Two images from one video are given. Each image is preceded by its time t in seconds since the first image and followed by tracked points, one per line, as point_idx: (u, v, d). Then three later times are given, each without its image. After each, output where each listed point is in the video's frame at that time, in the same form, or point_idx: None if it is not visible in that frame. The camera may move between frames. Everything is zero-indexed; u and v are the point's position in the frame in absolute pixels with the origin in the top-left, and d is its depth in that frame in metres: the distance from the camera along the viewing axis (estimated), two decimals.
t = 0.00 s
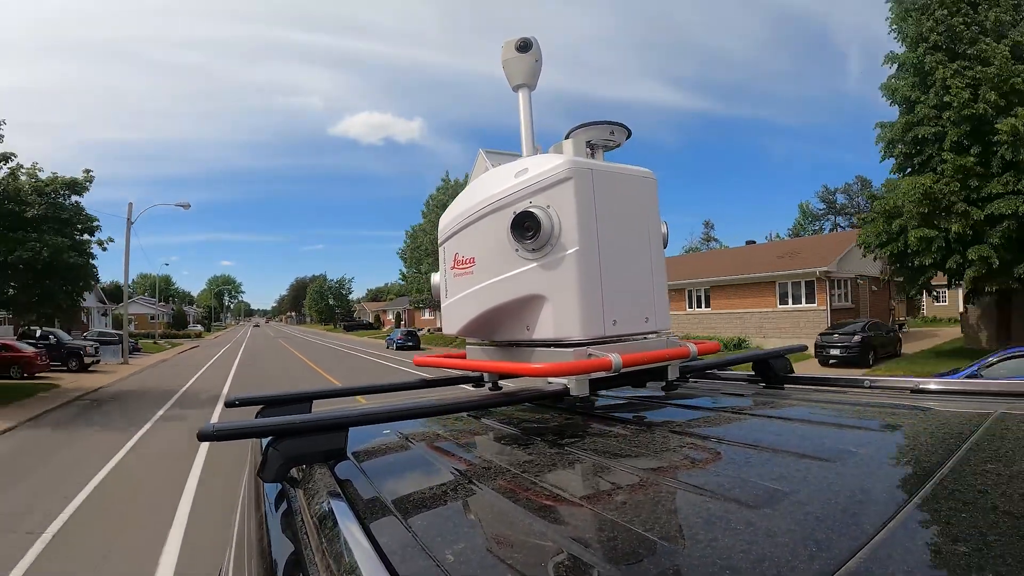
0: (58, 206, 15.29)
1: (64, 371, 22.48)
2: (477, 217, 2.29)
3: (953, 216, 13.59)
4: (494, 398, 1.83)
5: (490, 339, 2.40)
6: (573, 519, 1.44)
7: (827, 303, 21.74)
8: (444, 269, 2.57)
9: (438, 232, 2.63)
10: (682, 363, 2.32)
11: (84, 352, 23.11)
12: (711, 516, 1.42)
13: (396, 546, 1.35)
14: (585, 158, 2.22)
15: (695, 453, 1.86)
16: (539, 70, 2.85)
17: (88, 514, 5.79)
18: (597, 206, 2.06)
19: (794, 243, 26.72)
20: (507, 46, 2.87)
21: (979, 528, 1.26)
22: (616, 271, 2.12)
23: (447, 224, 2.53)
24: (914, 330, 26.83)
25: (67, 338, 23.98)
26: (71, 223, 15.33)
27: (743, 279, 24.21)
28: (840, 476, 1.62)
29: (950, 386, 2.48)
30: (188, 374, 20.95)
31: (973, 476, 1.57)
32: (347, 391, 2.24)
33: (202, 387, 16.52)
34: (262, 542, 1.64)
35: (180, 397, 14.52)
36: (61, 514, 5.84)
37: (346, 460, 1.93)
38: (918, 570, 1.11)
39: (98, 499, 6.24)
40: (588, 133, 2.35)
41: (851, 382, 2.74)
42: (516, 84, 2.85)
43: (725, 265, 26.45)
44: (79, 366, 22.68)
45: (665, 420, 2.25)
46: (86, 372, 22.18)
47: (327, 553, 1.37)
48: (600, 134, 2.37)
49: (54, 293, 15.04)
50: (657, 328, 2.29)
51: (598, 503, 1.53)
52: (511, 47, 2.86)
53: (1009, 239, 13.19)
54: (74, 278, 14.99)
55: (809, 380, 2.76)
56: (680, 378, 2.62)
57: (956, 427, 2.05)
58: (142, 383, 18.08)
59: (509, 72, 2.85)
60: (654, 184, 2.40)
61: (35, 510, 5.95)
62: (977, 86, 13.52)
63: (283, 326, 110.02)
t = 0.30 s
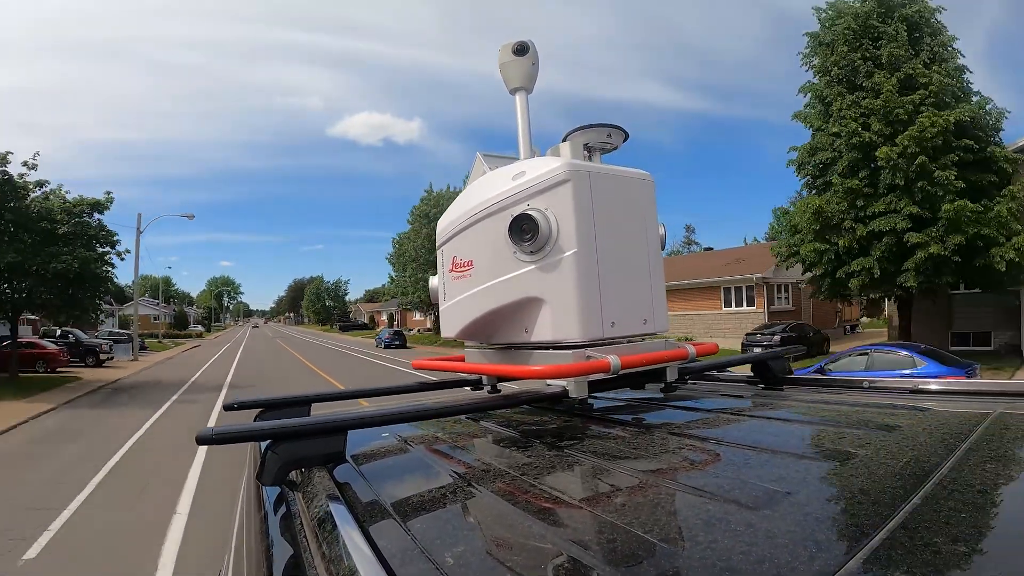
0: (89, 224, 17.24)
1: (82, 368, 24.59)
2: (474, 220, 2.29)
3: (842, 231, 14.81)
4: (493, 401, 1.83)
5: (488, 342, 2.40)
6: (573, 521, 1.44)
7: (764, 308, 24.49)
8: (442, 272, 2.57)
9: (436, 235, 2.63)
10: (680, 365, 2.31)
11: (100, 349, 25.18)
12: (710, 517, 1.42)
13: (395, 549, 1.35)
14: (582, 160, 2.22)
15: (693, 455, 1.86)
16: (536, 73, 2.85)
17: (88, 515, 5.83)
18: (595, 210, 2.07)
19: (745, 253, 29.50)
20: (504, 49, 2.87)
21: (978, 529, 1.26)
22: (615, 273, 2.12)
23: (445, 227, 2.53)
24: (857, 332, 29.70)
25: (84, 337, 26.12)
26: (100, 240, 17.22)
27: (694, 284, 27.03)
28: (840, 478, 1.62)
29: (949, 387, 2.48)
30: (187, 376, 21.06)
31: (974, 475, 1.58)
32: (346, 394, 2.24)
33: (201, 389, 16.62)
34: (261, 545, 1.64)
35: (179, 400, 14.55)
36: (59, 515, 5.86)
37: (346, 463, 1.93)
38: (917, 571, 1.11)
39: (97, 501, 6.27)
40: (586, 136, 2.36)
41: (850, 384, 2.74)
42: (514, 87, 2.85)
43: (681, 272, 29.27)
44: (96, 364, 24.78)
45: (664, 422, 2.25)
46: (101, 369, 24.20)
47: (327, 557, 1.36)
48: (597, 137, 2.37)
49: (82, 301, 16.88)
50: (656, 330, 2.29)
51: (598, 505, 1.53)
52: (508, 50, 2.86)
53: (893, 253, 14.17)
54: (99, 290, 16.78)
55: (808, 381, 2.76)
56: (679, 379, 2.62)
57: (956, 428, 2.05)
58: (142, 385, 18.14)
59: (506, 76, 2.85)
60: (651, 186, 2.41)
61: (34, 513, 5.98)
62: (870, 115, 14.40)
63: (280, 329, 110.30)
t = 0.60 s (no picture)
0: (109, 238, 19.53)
1: (97, 364, 25.83)
2: (474, 215, 2.29)
3: (751, 246, 17.91)
4: (491, 396, 1.83)
5: (486, 337, 2.41)
6: (571, 517, 1.44)
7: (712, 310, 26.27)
8: (441, 267, 2.57)
9: (435, 230, 2.63)
10: (678, 361, 2.32)
11: (114, 348, 26.48)
12: (707, 513, 1.43)
13: (393, 544, 1.35)
14: (582, 156, 2.22)
15: (691, 451, 1.86)
16: (535, 68, 2.85)
17: (82, 511, 5.82)
18: (594, 206, 2.07)
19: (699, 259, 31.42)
20: (504, 44, 2.87)
21: (974, 525, 1.26)
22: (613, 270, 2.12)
23: (444, 222, 2.53)
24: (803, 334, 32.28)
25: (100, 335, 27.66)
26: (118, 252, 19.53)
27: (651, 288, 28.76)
28: (838, 475, 1.62)
29: (948, 385, 2.49)
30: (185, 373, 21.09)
31: (972, 474, 1.57)
32: (345, 389, 2.24)
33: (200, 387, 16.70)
34: (259, 541, 1.64)
35: (178, 398, 14.58)
36: (55, 512, 5.85)
37: (343, 458, 1.93)
38: (917, 568, 1.11)
39: (93, 498, 6.25)
40: (585, 132, 2.36)
41: (847, 380, 2.75)
42: (513, 82, 2.84)
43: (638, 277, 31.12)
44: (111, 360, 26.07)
45: (662, 418, 2.25)
46: (115, 365, 25.46)
47: (325, 552, 1.36)
48: (597, 132, 2.37)
49: (100, 305, 19.11)
50: (654, 326, 2.29)
51: (596, 500, 1.53)
52: (507, 45, 2.86)
53: (793, 264, 17.11)
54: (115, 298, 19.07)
55: (807, 378, 2.77)
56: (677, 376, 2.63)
57: (954, 425, 2.05)
58: (140, 383, 18.16)
59: (506, 71, 2.85)
60: (651, 183, 2.41)
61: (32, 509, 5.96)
62: (778, 144, 17.38)
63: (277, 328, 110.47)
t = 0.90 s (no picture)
0: (123, 247, 21.21)
1: (110, 359, 27.31)
2: (473, 214, 2.29)
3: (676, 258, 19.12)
4: (491, 396, 1.83)
5: (485, 337, 2.41)
6: (570, 517, 1.44)
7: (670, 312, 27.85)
8: (440, 267, 2.57)
9: (433, 230, 2.63)
10: (678, 361, 2.32)
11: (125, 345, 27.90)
12: (707, 512, 1.43)
13: (392, 543, 1.35)
14: (580, 156, 2.22)
15: (691, 450, 1.87)
16: (534, 68, 2.85)
17: (82, 508, 5.83)
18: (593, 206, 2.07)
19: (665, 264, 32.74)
20: (502, 44, 2.87)
21: (971, 524, 1.27)
22: (612, 270, 2.12)
23: (442, 221, 2.53)
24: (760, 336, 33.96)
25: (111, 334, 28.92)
26: (131, 259, 21.18)
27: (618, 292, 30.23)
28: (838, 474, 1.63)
29: (944, 384, 2.50)
30: (185, 373, 21.16)
31: (971, 473, 1.57)
32: (344, 389, 2.24)
33: (200, 386, 16.76)
34: (259, 541, 1.64)
35: (177, 398, 14.64)
36: (56, 507, 5.87)
37: (342, 458, 1.93)
38: (917, 567, 1.11)
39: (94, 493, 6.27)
40: (584, 131, 2.36)
41: (845, 379, 2.76)
42: (511, 81, 2.84)
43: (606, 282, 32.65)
44: (123, 356, 27.42)
45: (661, 417, 2.25)
46: (124, 361, 26.48)
47: (324, 551, 1.36)
48: (595, 132, 2.38)
49: (118, 307, 20.69)
50: (653, 325, 2.29)
51: (595, 500, 1.53)
52: (506, 44, 2.86)
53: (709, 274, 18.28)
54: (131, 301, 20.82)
55: (805, 377, 2.77)
56: (675, 376, 2.63)
57: (952, 424, 2.06)
58: (140, 382, 18.22)
59: (505, 71, 2.85)
60: (649, 182, 2.41)
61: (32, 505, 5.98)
62: (701, 166, 18.32)
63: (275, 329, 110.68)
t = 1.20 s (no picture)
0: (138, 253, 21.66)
1: (122, 356, 27.67)
2: (471, 210, 2.29)
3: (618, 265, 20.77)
4: (489, 391, 1.83)
5: (483, 333, 2.41)
6: (568, 513, 1.44)
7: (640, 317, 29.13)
8: (439, 264, 2.57)
9: (432, 226, 2.63)
10: (676, 357, 2.32)
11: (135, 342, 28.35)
12: (706, 508, 1.43)
13: (391, 540, 1.35)
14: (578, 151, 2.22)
15: (689, 446, 1.87)
16: (532, 64, 2.85)
17: (83, 507, 5.84)
18: (591, 203, 2.07)
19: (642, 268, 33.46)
20: (501, 40, 2.87)
21: (969, 520, 1.27)
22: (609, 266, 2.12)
23: (441, 217, 2.53)
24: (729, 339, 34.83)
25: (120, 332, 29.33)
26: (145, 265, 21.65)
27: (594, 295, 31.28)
28: (837, 471, 1.62)
29: (941, 381, 2.50)
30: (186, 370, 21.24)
31: (968, 470, 1.57)
32: (343, 385, 2.24)
33: (200, 382, 16.84)
34: (259, 537, 1.64)
35: (178, 394, 14.72)
36: (56, 507, 5.87)
37: (341, 454, 1.93)
38: (915, 563, 1.11)
39: (94, 493, 6.30)
40: (583, 127, 2.36)
41: (844, 376, 2.76)
42: (510, 77, 2.84)
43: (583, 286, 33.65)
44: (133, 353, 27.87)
45: (660, 414, 2.25)
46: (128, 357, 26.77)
47: (322, 548, 1.36)
48: (594, 128, 2.38)
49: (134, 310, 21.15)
50: (651, 322, 2.29)
51: (594, 495, 1.53)
52: (505, 40, 2.86)
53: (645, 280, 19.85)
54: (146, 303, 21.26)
55: (803, 373, 2.77)
56: (673, 372, 2.64)
57: (950, 421, 2.06)
58: (142, 378, 18.30)
59: (504, 66, 2.85)
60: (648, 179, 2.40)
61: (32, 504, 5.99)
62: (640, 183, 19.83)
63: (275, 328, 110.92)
